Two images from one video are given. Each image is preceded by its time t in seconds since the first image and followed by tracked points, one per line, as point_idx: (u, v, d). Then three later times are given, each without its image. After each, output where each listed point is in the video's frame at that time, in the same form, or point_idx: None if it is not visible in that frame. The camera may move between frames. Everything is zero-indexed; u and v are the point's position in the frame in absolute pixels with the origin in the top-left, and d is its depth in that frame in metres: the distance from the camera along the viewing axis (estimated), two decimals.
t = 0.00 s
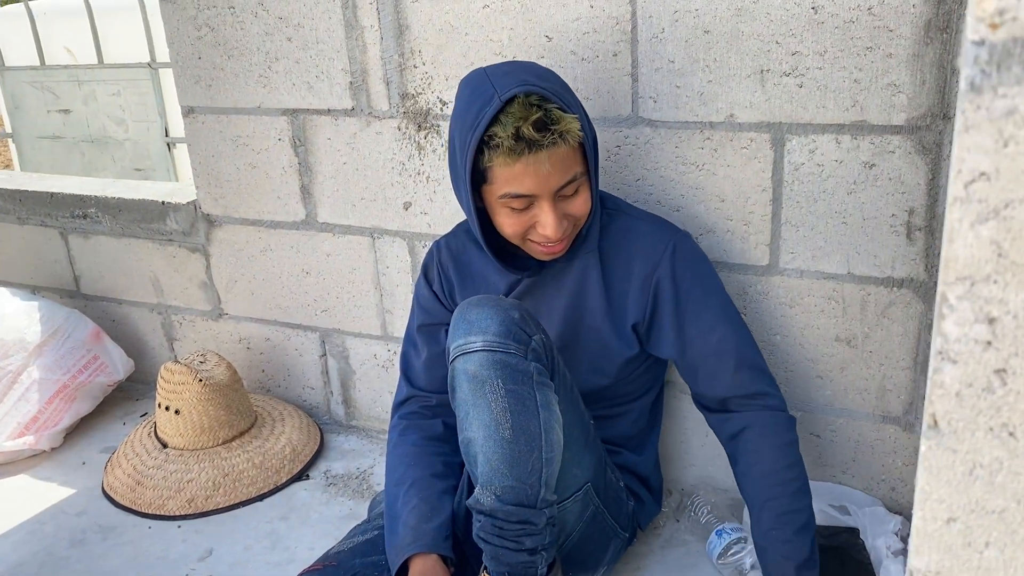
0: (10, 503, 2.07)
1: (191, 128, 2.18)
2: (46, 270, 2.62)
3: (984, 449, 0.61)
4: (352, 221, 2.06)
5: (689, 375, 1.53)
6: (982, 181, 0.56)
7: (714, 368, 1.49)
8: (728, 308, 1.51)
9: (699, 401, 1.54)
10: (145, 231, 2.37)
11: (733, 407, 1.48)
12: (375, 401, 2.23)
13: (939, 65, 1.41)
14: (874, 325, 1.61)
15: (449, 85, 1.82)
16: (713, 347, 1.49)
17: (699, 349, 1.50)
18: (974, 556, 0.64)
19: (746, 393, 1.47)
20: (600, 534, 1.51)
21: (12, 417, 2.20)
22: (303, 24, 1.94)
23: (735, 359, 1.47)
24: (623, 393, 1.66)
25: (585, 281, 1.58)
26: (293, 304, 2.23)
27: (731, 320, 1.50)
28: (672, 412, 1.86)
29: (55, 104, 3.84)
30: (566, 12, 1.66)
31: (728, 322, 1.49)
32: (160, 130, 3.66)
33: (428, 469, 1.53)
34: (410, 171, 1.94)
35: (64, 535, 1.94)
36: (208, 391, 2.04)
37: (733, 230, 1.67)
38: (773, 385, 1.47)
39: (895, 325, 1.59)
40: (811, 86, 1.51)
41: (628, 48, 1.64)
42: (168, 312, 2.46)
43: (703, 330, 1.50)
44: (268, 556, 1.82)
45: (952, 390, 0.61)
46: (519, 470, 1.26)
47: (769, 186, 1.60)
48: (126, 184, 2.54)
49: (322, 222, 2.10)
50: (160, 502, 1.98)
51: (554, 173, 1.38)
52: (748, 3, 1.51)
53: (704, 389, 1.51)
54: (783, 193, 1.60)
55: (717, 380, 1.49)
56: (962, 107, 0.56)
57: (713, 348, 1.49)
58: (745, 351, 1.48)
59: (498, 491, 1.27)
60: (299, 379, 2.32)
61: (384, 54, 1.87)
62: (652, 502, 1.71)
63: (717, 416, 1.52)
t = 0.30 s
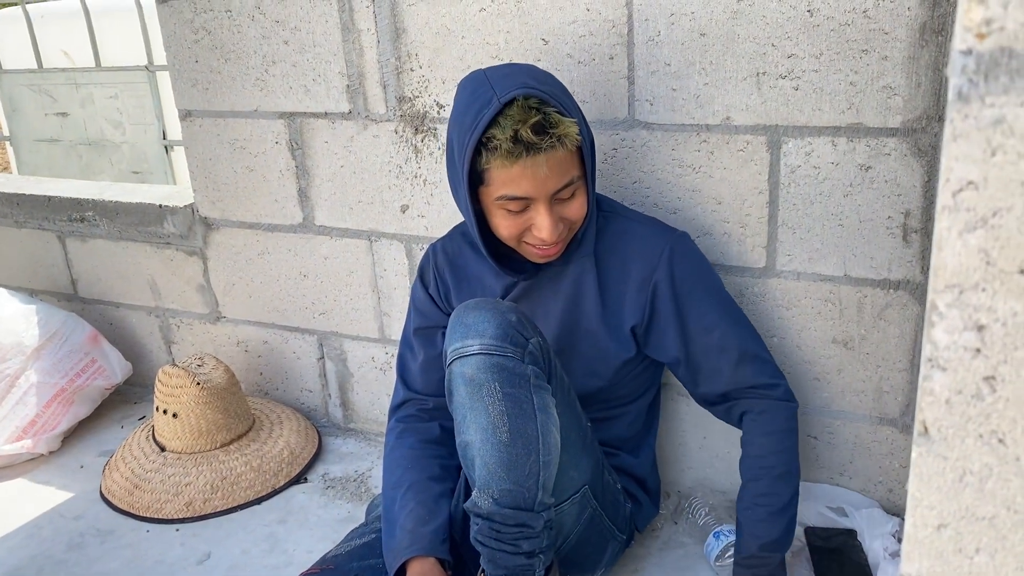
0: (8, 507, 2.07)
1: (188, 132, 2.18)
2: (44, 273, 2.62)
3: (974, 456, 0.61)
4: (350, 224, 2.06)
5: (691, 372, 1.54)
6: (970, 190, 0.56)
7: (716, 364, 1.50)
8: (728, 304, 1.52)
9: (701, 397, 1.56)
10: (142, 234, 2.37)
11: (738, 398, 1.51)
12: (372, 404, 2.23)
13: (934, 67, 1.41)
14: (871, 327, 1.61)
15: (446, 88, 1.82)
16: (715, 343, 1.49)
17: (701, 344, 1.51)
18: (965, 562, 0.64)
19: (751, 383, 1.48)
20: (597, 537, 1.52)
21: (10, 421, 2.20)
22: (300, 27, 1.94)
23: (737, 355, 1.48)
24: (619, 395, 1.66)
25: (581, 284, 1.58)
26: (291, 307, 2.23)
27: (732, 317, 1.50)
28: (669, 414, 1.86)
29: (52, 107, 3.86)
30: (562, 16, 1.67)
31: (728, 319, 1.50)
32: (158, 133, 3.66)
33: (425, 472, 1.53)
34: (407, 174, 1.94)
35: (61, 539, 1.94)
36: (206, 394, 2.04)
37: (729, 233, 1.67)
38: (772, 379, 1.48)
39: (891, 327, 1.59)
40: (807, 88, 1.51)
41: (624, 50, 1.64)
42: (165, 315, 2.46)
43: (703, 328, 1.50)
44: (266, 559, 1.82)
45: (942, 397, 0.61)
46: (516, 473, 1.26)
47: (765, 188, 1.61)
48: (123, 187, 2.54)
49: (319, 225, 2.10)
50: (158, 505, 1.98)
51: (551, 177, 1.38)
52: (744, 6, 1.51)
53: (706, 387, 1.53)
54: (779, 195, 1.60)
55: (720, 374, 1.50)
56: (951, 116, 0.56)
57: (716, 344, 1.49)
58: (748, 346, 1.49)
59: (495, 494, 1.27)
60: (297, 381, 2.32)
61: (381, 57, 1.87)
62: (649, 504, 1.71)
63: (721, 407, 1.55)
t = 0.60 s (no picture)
0: (7, 509, 2.07)
1: (187, 134, 2.19)
2: (43, 275, 2.62)
3: (966, 459, 0.62)
4: (348, 226, 2.06)
5: (686, 380, 1.54)
6: (961, 194, 0.57)
7: (711, 374, 1.50)
8: (724, 313, 1.51)
9: (697, 408, 1.55)
10: (141, 236, 2.37)
11: (731, 412, 1.49)
12: (371, 405, 2.23)
13: (931, 69, 1.42)
14: (868, 328, 1.61)
15: (444, 90, 1.83)
16: (709, 351, 1.49)
17: (696, 353, 1.51)
18: (958, 565, 0.65)
19: (744, 398, 1.47)
20: (597, 538, 1.52)
21: (8, 423, 2.20)
22: (298, 29, 1.94)
23: (731, 365, 1.48)
24: (618, 397, 1.66)
25: (581, 286, 1.58)
26: (290, 309, 2.24)
27: (727, 326, 1.50)
28: (667, 415, 1.86)
29: (51, 109, 3.88)
30: (560, 17, 1.67)
31: (724, 326, 1.50)
32: (156, 134, 3.66)
33: (425, 474, 1.54)
34: (405, 176, 1.94)
35: (61, 541, 1.94)
36: (205, 396, 2.05)
37: (727, 234, 1.67)
38: (765, 396, 1.47)
39: (889, 328, 1.59)
40: (804, 90, 1.51)
41: (622, 52, 1.64)
42: (164, 317, 2.46)
43: (699, 334, 1.50)
44: (265, 561, 1.82)
45: (934, 400, 0.62)
46: (515, 474, 1.26)
47: (762, 190, 1.61)
48: (122, 189, 2.54)
49: (318, 227, 2.11)
50: (158, 507, 1.98)
51: (552, 182, 1.38)
52: (741, 7, 1.51)
53: (700, 397, 1.52)
54: (777, 197, 1.60)
55: (714, 385, 1.50)
56: (942, 120, 0.56)
57: (708, 355, 1.49)
58: (741, 356, 1.49)
59: (494, 495, 1.27)
60: (296, 383, 2.32)
61: (379, 59, 1.88)
62: (648, 505, 1.71)
63: (715, 421, 1.53)
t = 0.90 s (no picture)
0: (7, 511, 2.07)
1: (185, 136, 2.19)
2: (42, 277, 2.63)
3: (957, 466, 0.62)
4: (346, 228, 2.07)
5: (692, 373, 1.54)
6: (950, 203, 0.57)
7: (718, 367, 1.49)
8: (727, 306, 1.51)
9: (706, 399, 1.55)
10: (140, 238, 2.37)
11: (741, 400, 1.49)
12: (370, 407, 2.23)
13: (928, 71, 1.42)
14: (866, 330, 1.61)
15: (442, 92, 1.83)
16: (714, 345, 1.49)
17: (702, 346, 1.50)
18: (949, 571, 0.65)
19: (752, 385, 1.47)
20: (595, 541, 1.52)
21: (8, 425, 2.21)
22: (297, 31, 1.94)
23: (737, 356, 1.48)
24: (617, 399, 1.66)
25: (578, 288, 1.58)
26: (289, 311, 2.24)
27: (732, 318, 1.50)
28: (665, 416, 1.86)
29: (50, 111, 3.88)
30: (557, 20, 1.67)
31: (727, 318, 1.50)
32: (156, 136, 3.67)
33: (422, 477, 1.54)
34: (404, 178, 1.95)
35: (60, 543, 1.94)
36: (203, 398, 2.05)
37: (724, 236, 1.67)
38: (775, 380, 1.47)
39: (886, 330, 1.59)
40: (801, 92, 1.51)
41: (619, 55, 1.64)
42: (163, 318, 2.46)
43: (702, 330, 1.50)
44: (263, 562, 1.82)
45: (924, 407, 0.62)
46: (513, 477, 1.26)
47: (759, 192, 1.61)
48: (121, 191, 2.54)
49: (316, 229, 2.11)
50: (156, 509, 1.99)
51: (548, 189, 1.38)
52: (738, 10, 1.51)
53: (708, 388, 1.52)
54: (774, 199, 1.60)
55: (722, 376, 1.49)
56: (931, 129, 0.56)
57: (716, 346, 1.49)
58: (748, 342, 1.48)
59: (492, 498, 1.27)
60: (295, 385, 2.32)
61: (378, 61, 1.88)
62: (647, 508, 1.71)
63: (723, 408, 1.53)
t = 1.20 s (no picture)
0: (9, 510, 2.08)
1: (187, 135, 2.19)
2: (44, 277, 2.63)
3: (959, 464, 0.62)
4: (348, 227, 2.07)
5: (689, 373, 1.54)
6: (952, 202, 0.57)
7: (715, 366, 1.50)
8: (727, 306, 1.52)
9: (702, 399, 1.56)
10: (142, 238, 2.37)
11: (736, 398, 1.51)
12: (372, 407, 2.24)
13: (929, 71, 1.42)
14: (867, 329, 1.62)
15: (443, 92, 1.83)
16: (713, 345, 1.50)
17: (700, 345, 1.51)
18: (951, 569, 0.65)
19: (749, 385, 1.48)
20: (596, 540, 1.52)
21: (10, 425, 2.21)
22: (298, 31, 1.95)
23: (735, 355, 1.49)
24: (617, 398, 1.66)
25: (578, 288, 1.58)
26: (290, 310, 2.24)
27: (730, 318, 1.51)
28: (666, 416, 1.86)
29: (52, 111, 3.89)
30: (559, 20, 1.67)
31: (727, 317, 1.50)
32: (157, 136, 3.69)
33: (423, 476, 1.54)
34: (405, 177, 1.95)
35: (62, 543, 1.94)
36: (205, 397, 2.05)
37: (726, 236, 1.67)
38: (769, 383, 1.48)
39: (887, 330, 1.60)
40: (803, 92, 1.51)
41: (621, 54, 1.65)
42: (165, 318, 2.46)
43: (701, 330, 1.51)
44: (265, 562, 1.83)
45: (926, 406, 0.62)
46: (514, 476, 1.26)
47: (761, 192, 1.61)
48: (122, 191, 2.54)
49: (318, 228, 2.11)
50: (158, 509, 1.99)
51: (550, 191, 1.38)
52: (740, 9, 1.51)
53: (705, 386, 1.53)
54: (775, 199, 1.60)
55: (719, 375, 1.51)
56: (933, 128, 0.57)
57: (714, 345, 1.50)
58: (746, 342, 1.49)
59: (493, 497, 1.27)
60: (297, 384, 2.33)
61: (379, 61, 1.88)
62: (648, 507, 1.71)
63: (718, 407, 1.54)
